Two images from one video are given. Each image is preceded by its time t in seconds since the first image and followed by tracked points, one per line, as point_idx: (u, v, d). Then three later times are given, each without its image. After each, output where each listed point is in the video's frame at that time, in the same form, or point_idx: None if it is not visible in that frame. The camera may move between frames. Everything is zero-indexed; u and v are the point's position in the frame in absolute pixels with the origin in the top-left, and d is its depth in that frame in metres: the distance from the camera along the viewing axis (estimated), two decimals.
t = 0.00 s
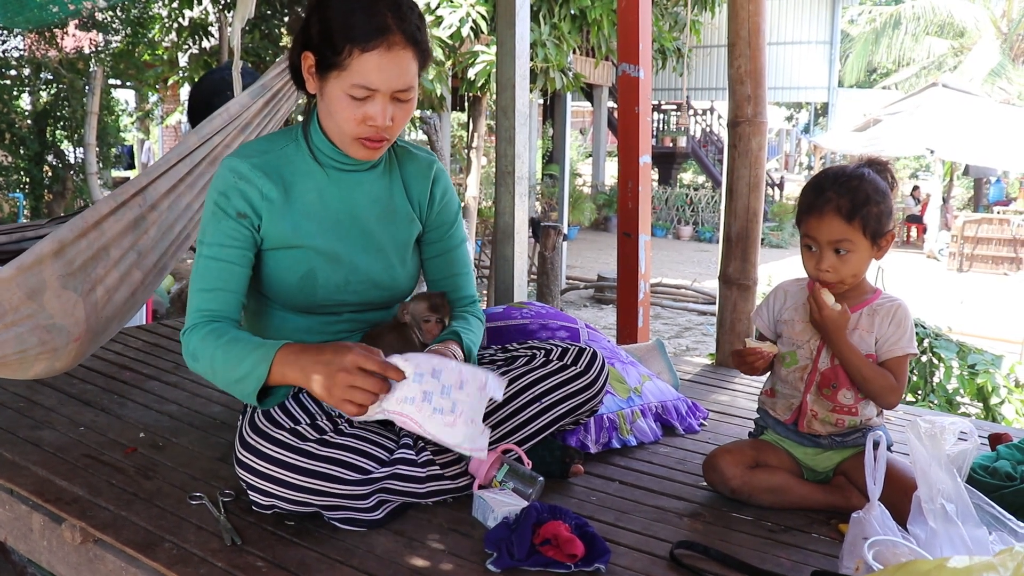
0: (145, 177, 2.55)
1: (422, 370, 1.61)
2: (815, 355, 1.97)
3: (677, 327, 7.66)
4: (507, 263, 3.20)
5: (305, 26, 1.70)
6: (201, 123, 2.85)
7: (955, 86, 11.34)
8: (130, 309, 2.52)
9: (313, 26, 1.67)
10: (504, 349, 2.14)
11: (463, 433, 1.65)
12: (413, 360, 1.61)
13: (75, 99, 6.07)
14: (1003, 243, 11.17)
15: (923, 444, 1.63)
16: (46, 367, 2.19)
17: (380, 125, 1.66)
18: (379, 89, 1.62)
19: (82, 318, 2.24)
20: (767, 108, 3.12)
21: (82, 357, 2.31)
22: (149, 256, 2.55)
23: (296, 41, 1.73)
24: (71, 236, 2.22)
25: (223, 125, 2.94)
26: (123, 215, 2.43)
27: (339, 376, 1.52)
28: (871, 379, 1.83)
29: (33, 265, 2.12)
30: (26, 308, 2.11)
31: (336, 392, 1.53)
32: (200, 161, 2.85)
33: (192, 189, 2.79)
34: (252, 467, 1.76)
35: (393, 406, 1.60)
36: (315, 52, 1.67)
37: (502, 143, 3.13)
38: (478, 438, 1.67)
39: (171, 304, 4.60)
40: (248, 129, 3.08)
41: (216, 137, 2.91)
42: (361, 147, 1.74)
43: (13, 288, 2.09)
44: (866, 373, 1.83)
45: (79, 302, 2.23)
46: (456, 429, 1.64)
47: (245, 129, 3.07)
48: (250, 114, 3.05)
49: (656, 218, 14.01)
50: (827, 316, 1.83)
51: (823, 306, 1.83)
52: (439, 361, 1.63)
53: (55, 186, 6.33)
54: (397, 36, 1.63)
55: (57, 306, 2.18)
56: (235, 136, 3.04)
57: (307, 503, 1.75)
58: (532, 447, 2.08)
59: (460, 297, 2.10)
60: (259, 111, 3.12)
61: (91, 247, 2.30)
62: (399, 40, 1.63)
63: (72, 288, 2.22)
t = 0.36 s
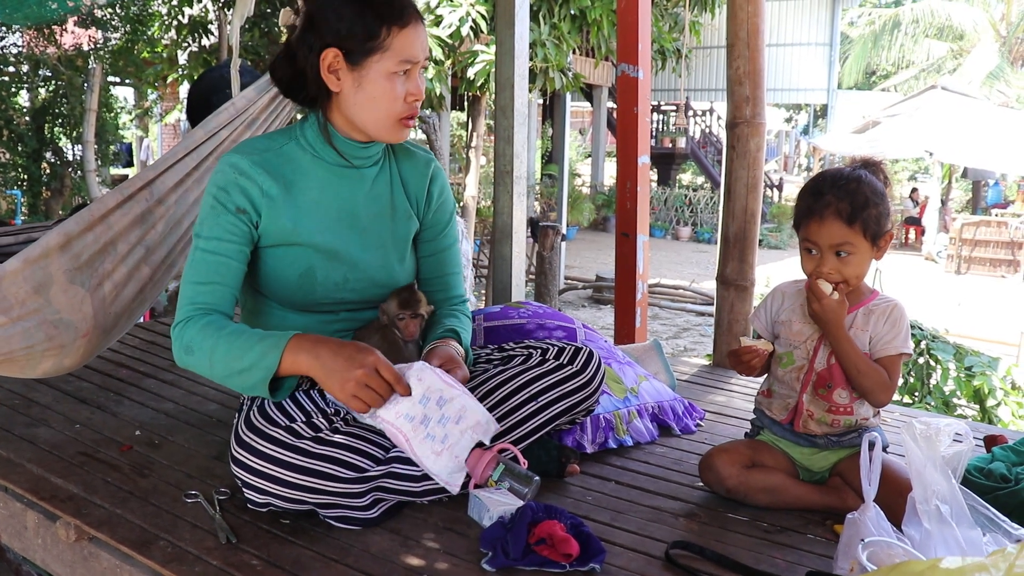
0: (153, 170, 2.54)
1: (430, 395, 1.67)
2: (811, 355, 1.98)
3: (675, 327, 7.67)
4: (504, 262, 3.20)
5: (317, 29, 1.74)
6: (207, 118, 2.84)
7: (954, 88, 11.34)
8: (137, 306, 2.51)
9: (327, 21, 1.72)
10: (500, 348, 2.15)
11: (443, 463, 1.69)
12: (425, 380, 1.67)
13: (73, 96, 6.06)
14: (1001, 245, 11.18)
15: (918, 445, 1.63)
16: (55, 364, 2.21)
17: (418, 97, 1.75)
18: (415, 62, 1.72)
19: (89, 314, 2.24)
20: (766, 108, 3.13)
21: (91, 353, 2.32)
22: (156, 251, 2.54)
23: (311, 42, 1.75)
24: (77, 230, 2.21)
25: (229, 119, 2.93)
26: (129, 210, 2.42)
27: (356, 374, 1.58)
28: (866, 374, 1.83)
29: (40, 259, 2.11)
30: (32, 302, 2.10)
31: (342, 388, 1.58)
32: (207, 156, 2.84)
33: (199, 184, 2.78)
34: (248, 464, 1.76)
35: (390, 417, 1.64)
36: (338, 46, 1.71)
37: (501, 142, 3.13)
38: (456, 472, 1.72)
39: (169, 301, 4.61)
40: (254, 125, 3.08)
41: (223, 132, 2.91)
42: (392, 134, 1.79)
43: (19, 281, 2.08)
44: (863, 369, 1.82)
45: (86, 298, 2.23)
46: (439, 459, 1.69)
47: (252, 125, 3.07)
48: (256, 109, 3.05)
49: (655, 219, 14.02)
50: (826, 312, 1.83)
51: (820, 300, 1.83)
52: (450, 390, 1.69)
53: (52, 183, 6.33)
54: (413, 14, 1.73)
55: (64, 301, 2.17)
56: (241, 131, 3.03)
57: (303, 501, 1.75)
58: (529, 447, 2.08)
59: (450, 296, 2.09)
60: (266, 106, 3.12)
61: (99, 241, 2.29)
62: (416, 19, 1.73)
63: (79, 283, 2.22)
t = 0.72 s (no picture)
0: (151, 163, 2.54)
1: (435, 384, 1.63)
2: (808, 351, 1.98)
3: (673, 324, 7.69)
4: (502, 257, 3.20)
5: (323, 23, 1.73)
6: (206, 111, 2.84)
7: (952, 86, 11.35)
8: (137, 299, 2.51)
9: (331, 16, 1.72)
10: (497, 343, 2.15)
11: (448, 451, 1.66)
12: (431, 370, 1.64)
13: (70, 90, 6.06)
14: (998, 244, 11.21)
15: (914, 442, 1.63)
16: (54, 357, 2.21)
17: (425, 89, 1.77)
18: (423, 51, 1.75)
19: (87, 307, 2.24)
20: (764, 105, 3.13)
21: (91, 346, 2.32)
22: (155, 244, 2.54)
23: (318, 36, 1.74)
24: (76, 223, 2.20)
25: (228, 112, 2.92)
26: (128, 203, 2.42)
27: (356, 375, 1.58)
28: (867, 368, 1.83)
29: (37, 251, 2.12)
30: (30, 295, 2.11)
31: (343, 391, 1.59)
32: (207, 149, 2.83)
33: (197, 178, 2.76)
34: (244, 458, 1.76)
35: (393, 405, 1.62)
36: (348, 40, 1.71)
37: (498, 138, 3.12)
38: (459, 462, 1.68)
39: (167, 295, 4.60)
40: (254, 117, 3.07)
41: (223, 124, 2.90)
42: (399, 127, 1.80)
43: (17, 274, 2.09)
44: (864, 362, 1.83)
45: (84, 290, 2.23)
46: (442, 447, 1.65)
47: (252, 117, 3.06)
48: (256, 102, 3.04)
49: (652, 216, 14.02)
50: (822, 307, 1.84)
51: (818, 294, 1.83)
52: (456, 380, 1.65)
53: (49, 177, 6.33)
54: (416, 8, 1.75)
55: (62, 294, 2.17)
56: (242, 125, 3.02)
57: (299, 495, 1.75)
58: (525, 442, 2.08)
59: (446, 292, 2.08)
60: (266, 100, 3.11)
61: (98, 233, 2.29)
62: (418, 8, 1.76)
63: (77, 276, 2.22)
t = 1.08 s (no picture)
0: (144, 164, 2.54)
1: (430, 369, 1.68)
2: (808, 350, 1.98)
3: (672, 322, 7.69)
4: (501, 255, 3.20)
5: (321, 21, 1.74)
6: (199, 111, 2.83)
7: (952, 84, 11.33)
8: (127, 298, 2.51)
9: (328, 14, 1.73)
10: (497, 341, 2.15)
11: (461, 433, 1.69)
12: (423, 358, 1.69)
13: (69, 87, 6.06)
14: (997, 241, 11.21)
15: (913, 440, 1.63)
16: (41, 355, 2.20)
17: (425, 85, 1.77)
18: (422, 47, 1.75)
19: (76, 306, 2.24)
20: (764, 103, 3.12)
21: (79, 344, 2.31)
22: (145, 244, 2.55)
23: (316, 34, 1.75)
24: (66, 223, 2.21)
25: (220, 113, 2.91)
26: (119, 204, 2.42)
27: (354, 375, 1.59)
28: (868, 368, 1.83)
29: (28, 252, 2.11)
30: (21, 295, 2.11)
31: (342, 392, 1.60)
32: (198, 150, 2.83)
33: (188, 178, 2.78)
34: (244, 455, 1.76)
35: (395, 400, 1.67)
36: (345, 37, 1.72)
37: (498, 135, 3.12)
38: (476, 439, 1.71)
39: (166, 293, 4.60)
40: (245, 117, 3.07)
41: (214, 125, 2.90)
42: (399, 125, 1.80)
43: (9, 274, 2.09)
44: (865, 362, 1.83)
45: (73, 290, 2.23)
46: (454, 429, 1.69)
47: (243, 118, 3.06)
48: (248, 102, 3.04)
49: (652, 213, 14.02)
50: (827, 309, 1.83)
51: (819, 297, 1.83)
52: (450, 361, 1.69)
53: (49, 175, 6.32)
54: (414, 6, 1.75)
55: (53, 294, 2.17)
56: (232, 125, 3.02)
57: (299, 492, 1.76)
58: (524, 440, 2.08)
59: (449, 292, 2.09)
60: (258, 100, 3.11)
61: (88, 234, 2.30)
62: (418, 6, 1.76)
63: (67, 275, 2.22)
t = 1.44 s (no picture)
0: (139, 165, 2.55)
1: (434, 382, 1.69)
2: (800, 347, 1.98)
3: (674, 320, 7.70)
4: (503, 253, 3.20)
5: (321, 19, 1.75)
6: (196, 111, 2.83)
7: (954, 82, 11.32)
8: (120, 296, 2.52)
9: (328, 14, 1.74)
10: (500, 339, 2.15)
11: (467, 442, 1.74)
12: (425, 370, 1.69)
13: (71, 86, 6.07)
14: (1000, 240, 11.19)
15: (916, 438, 1.63)
16: (35, 352, 2.19)
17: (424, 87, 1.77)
18: (422, 48, 1.75)
19: (71, 305, 2.25)
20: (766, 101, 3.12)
21: (71, 343, 2.31)
22: (140, 244, 2.56)
23: (314, 35, 1.76)
24: (61, 224, 2.22)
25: (217, 113, 2.91)
26: (115, 204, 2.44)
27: (362, 368, 1.59)
28: (878, 378, 1.83)
29: (24, 253, 2.13)
30: (17, 294, 2.11)
31: (345, 384, 1.59)
32: (193, 150, 2.83)
33: (184, 177, 2.78)
34: (248, 452, 1.76)
35: (402, 415, 1.69)
36: (344, 38, 1.72)
37: (500, 134, 3.12)
38: (482, 447, 1.76)
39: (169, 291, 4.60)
40: (242, 118, 3.06)
41: (211, 126, 2.90)
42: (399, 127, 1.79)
43: (5, 274, 2.09)
44: (876, 370, 1.82)
45: (68, 289, 2.25)
46: (461, 439, 1.73)
47: (239, 118, 3.05)
48: (244, 103, 3.03)
49: (653, 212, 14.01)
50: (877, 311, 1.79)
51: (876, 291, 1.77)
52: (453, 372, 1.71)
53: (51, 174, 6.33)
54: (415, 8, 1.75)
55: (47, 293, 2.18)
56: (228, 126, 3.01)
57: (303, 489, 1.76)
58: (528, 438, 2.09)
59: (455, 293, 2.10)
60: (254, 100, 3.09)
61: (83, 234, 2.31)
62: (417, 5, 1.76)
63: (62, 275, 2.23)
